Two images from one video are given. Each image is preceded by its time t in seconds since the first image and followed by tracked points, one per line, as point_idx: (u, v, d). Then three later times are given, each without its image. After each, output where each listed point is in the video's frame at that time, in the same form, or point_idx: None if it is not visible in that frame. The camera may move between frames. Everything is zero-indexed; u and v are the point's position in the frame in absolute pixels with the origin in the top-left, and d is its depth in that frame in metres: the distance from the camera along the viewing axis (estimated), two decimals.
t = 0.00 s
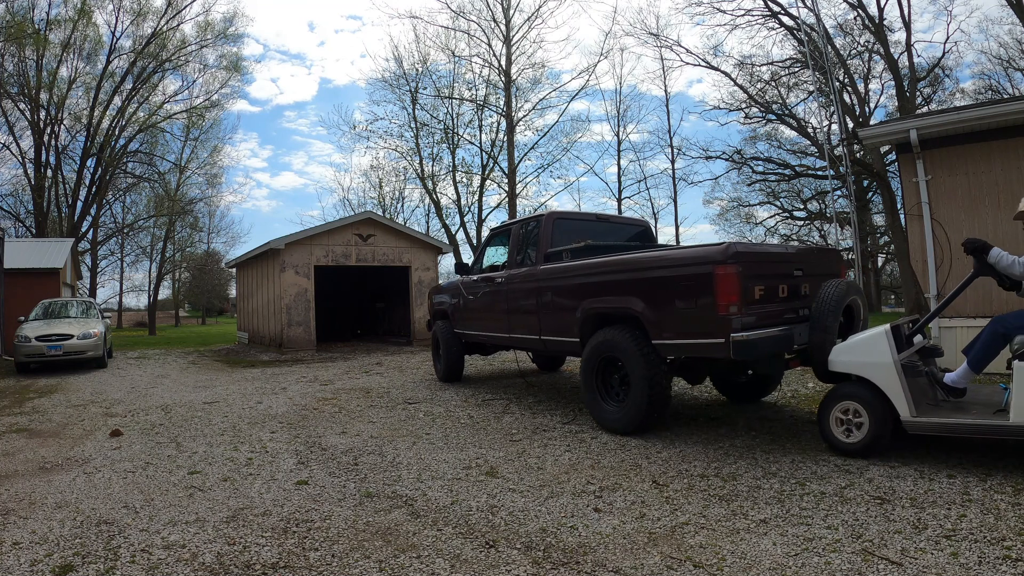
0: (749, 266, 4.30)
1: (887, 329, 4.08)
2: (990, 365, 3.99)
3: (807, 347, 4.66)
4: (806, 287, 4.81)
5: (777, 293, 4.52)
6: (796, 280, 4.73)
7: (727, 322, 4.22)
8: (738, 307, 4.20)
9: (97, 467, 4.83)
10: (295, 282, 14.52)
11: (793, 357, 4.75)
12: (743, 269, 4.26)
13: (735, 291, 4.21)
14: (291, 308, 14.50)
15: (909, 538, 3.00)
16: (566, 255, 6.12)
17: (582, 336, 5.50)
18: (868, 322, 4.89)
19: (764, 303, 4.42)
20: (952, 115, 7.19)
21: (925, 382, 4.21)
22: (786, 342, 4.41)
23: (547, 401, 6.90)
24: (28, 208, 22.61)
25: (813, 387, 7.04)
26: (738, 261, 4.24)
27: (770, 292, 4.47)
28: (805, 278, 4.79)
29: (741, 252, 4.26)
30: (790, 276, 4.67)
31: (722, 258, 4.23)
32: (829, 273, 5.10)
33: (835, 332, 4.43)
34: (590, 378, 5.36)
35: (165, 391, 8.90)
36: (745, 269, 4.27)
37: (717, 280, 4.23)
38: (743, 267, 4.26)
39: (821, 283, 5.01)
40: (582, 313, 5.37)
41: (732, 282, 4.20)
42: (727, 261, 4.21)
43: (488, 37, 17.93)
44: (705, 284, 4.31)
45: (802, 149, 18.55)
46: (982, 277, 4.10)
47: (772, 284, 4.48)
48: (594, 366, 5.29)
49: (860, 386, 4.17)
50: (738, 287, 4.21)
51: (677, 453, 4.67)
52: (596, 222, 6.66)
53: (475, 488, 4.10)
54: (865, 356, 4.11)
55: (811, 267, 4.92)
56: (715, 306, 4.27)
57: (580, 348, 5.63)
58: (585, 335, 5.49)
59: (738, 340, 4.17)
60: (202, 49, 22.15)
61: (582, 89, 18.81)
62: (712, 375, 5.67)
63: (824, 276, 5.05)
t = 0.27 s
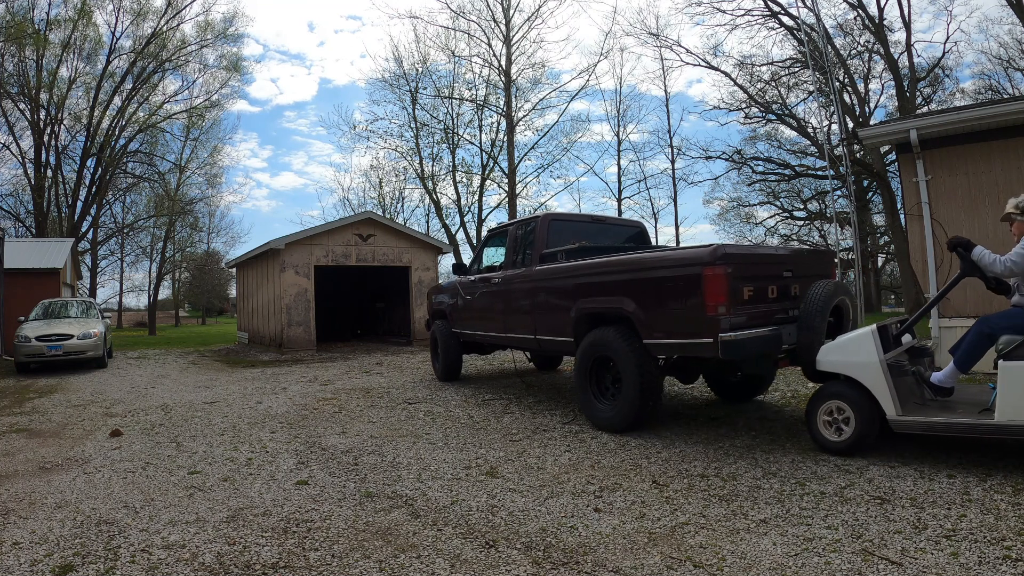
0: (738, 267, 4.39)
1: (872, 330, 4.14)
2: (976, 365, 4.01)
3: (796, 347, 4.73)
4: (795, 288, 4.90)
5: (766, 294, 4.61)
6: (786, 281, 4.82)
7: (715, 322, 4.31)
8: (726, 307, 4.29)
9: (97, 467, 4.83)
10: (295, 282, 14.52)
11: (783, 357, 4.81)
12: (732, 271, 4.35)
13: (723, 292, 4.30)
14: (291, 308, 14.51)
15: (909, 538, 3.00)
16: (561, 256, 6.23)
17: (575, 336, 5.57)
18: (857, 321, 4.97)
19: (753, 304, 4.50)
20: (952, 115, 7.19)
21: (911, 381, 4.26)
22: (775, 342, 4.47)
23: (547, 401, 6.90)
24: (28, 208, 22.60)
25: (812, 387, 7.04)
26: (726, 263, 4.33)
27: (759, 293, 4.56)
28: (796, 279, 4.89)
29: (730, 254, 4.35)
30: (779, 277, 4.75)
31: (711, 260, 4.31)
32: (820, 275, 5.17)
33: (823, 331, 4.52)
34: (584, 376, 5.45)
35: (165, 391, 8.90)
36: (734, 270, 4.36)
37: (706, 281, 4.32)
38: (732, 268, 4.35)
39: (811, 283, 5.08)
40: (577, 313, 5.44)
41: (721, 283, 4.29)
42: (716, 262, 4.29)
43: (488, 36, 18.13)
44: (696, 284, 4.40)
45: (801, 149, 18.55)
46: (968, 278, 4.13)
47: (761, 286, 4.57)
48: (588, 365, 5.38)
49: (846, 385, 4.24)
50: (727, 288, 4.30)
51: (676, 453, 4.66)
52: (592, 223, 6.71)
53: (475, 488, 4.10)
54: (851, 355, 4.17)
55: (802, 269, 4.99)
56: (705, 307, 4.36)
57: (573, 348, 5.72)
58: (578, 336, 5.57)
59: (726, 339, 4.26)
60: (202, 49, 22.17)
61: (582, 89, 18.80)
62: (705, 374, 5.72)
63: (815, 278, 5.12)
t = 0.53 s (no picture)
0: (726, 269, 4.44)
1: (858, 330, 4.17)
2: (959, 365, 4.03)
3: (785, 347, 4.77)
4: (784, 289, 4.94)
5: (753, 295, 4.66)
6: (775, 282, 4.86)
7: (702, 322, 4.39)
8: (713, 308, 4.36)
9: (97, 467, 4.83)
10: (295, 282, 14.52)
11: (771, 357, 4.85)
12: (719, 272, 4.41)
13: (710, 294, 4.37)
14: (291, 308, 14.51)
15: (909, 538, 3.00)
16: (555, 258, 6.34)
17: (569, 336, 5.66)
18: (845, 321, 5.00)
19: (740, 305, 4.56)
20: (952, 115, 7.19)
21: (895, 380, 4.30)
22: (764, 343, 4.51)
23: (547, 401, 6.90)
24: (28, 208, 22.60)
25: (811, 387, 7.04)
26: (713, 265, 4.39)
27: (747, 295, 4.62)
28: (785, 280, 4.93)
29: (718, 255, 4.40)
30: (768, 278, 4.78)
31: (698, 261, 4.38)
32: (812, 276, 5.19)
33: (809, 332, 4.56)
34: (576, 376, 5.54)
35: (165, 391, 8.90)
36: (721, 271, 4.42)
37: (694, 283, 4.39)
38: (720, 269, 4.41)
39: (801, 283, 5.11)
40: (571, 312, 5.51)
41: (708, 285, 4.36)
42: (703, 264, 4.36)
43: (488, 36, 17.75)
44: (683, 286, 4.46)
45: (801, 149, 18.55)
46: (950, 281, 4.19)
47: (749, 287, 4.63)
48: (581, 365, 5.47)
49: (833, 384, 4.28)
50: (713, 290, 4.37)
51: (676, 453, 4.66)
52: (586, 226, 6.81)
53: (475, 488, 4.10)
54: (837, 355, 4.20)
55: (792, 270, 5.02)
56: (692, 308, 4.43)
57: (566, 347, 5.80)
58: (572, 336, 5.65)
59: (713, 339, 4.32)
60: (201, 49, 22.18)
61: (582, 89, 18.78)
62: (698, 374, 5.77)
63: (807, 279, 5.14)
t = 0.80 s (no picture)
0: (712, 270, 4.56)
1: (844, 330, 4.23)
2: (944, 365, 4.08)
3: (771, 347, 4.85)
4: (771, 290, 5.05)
5: (740, 296, 4.76)
6: (761, 284, 4.98)
7: (688, 322, 4.50)
8: (700, 308, 4.47)
9: (97, 467, 4.83)
10: (295, 282, 14.52)
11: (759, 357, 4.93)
12: (705, 274, 4.53)
13: (697, 294, 4.49)
14: (291, 308, 14.51)
15: (909, 538, 3.00)
16: (549, 259, 6.47)
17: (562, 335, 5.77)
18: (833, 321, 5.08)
19: (727, 306, 4.68)
20: (952, 115, 7.20)
21: (881, 379, 4.38)
22: (749, 342, 4.61)
23: (546, 402, 6.90)
24: (28, 208, 22.59)
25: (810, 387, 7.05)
26: (700, 266, 4.51)
27: (734, 295, 4.73)
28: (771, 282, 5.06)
29: (705, 258, 4.52)
30: (755, 279, 4.91)
31: (685, 264, 4.50)
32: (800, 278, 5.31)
33: (796, 331, 4.63)
34: (569, 374, 5.64)
35: (165, 391, 8.90)
36: (707, 273, 4.54)
37: (681, 284, 4.50)
38: (705, 271, 4.53)
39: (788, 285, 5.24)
40: (565, 312, 5.64)
41: (694, 286, 4.48)
42: (689, 266, 4.48)
43: (488, 36, 18.14)
44: (670, 287, 4.58)
45: (801, 149, 18.55)
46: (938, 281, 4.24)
47: (737, 288, 4.74)
48: (573, 364, 5.57)
49: (820, 383, 4.34)
50: (700, 291, 4.49)
51: (676, 453, 4.67)
52: (581, 227, 6.95)
53: (475, 488, 4.10)
54: (824, 355, 4.26)
55: (778, 272, 5.15)
56: (678, 308, 4.54)
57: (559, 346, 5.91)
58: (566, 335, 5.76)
59: (699, 339, 4.44)
60: (202, 49, 22.17)
61: (582, 89, 18.77)
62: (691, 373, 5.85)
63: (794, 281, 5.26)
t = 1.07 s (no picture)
0: (700, 271, 4.64)
1: (831, 330, 4.28)
2: (929, 364, 4.11)
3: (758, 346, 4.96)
4: (760, 291, 5.14)
5: (728, 296, 4.84)
6: (751, 285, 5.05)
7: (677, 323, 4.58)
8: (687, 309, 4.55)
9: (97, 467, 4.83)
10: (295, 282, 14.52)
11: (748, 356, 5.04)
12: (693, 275, 4.61)
13: (685, 295, 4.56)
14: (291, 308, 14.51)
15: (909, 538, 3.00)
16: (544, 260, 6.59)
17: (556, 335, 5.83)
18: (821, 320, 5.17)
19: (716, 306, 4.75)
20: (951, 115, 7.20)
21: (869, 378, 4.44)
22: (736, 342, 4.72)
23: (547, 402, 6.90)
24: (28, 208, 22.60)
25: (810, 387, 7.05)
26: (688, 268, 4.57)
27: (723, 296, 4.82)
28: (760, 282, 5.13)
29: (693, 259, 4.58)
30: (745, 280, 5.00)
31: (674, 265, 4.56)
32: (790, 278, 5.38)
33: (784, 331, 4.73)
34: (561, 372, 5.72)
35: (165, 391, 8.90)
36: (695, 274, 4.61)
37: (669, 285, 4.58)
38: (693, 272, 4.61)
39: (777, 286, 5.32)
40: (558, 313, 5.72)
41: (682, 287, 4.55)
42: (677, 267, 4.55)
43: (488, 36, 18.42)
44: (659, 288, 4.65)
45: (801, 149, 18.55)
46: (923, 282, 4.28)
47: (726, 289, 4.83)
48: (565, 363, 5.64)
49: (808, 382, 4.40)
50: (687, 292, 4.56)
51: (676, 453, 4.67)
52: (575, 228, 7.09)
53: (475, 488, 4.10)
54: (811, 354, 4.31)
55: (768, 272, 5.22)
56: (667, 309, 4.62)
57: (553, 346, 5.97)
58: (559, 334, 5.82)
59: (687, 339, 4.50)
60: (202, 49, 22.20)
61: (582, 89, 18.79)
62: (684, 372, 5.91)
63: (784, 280, 5.33)
